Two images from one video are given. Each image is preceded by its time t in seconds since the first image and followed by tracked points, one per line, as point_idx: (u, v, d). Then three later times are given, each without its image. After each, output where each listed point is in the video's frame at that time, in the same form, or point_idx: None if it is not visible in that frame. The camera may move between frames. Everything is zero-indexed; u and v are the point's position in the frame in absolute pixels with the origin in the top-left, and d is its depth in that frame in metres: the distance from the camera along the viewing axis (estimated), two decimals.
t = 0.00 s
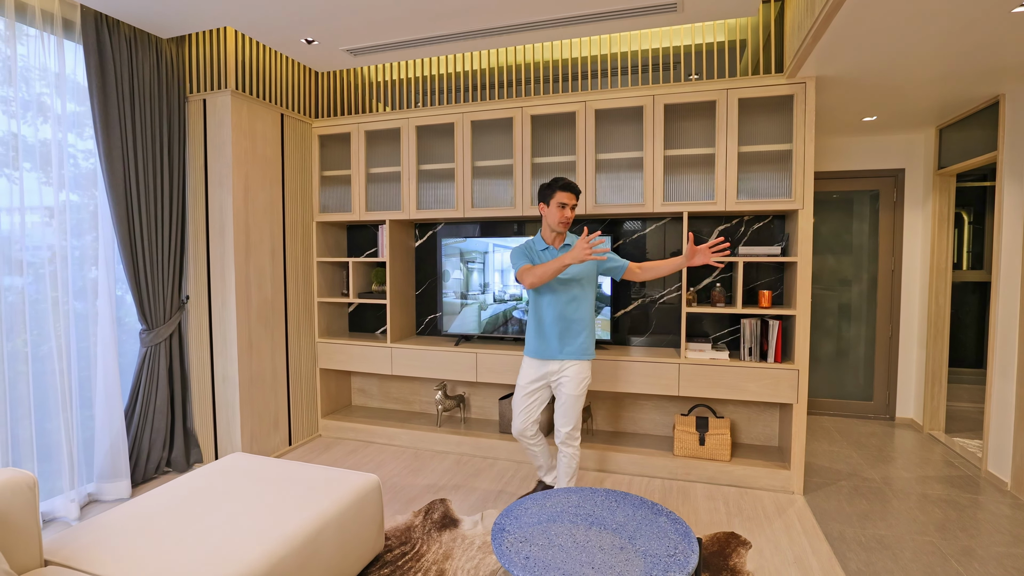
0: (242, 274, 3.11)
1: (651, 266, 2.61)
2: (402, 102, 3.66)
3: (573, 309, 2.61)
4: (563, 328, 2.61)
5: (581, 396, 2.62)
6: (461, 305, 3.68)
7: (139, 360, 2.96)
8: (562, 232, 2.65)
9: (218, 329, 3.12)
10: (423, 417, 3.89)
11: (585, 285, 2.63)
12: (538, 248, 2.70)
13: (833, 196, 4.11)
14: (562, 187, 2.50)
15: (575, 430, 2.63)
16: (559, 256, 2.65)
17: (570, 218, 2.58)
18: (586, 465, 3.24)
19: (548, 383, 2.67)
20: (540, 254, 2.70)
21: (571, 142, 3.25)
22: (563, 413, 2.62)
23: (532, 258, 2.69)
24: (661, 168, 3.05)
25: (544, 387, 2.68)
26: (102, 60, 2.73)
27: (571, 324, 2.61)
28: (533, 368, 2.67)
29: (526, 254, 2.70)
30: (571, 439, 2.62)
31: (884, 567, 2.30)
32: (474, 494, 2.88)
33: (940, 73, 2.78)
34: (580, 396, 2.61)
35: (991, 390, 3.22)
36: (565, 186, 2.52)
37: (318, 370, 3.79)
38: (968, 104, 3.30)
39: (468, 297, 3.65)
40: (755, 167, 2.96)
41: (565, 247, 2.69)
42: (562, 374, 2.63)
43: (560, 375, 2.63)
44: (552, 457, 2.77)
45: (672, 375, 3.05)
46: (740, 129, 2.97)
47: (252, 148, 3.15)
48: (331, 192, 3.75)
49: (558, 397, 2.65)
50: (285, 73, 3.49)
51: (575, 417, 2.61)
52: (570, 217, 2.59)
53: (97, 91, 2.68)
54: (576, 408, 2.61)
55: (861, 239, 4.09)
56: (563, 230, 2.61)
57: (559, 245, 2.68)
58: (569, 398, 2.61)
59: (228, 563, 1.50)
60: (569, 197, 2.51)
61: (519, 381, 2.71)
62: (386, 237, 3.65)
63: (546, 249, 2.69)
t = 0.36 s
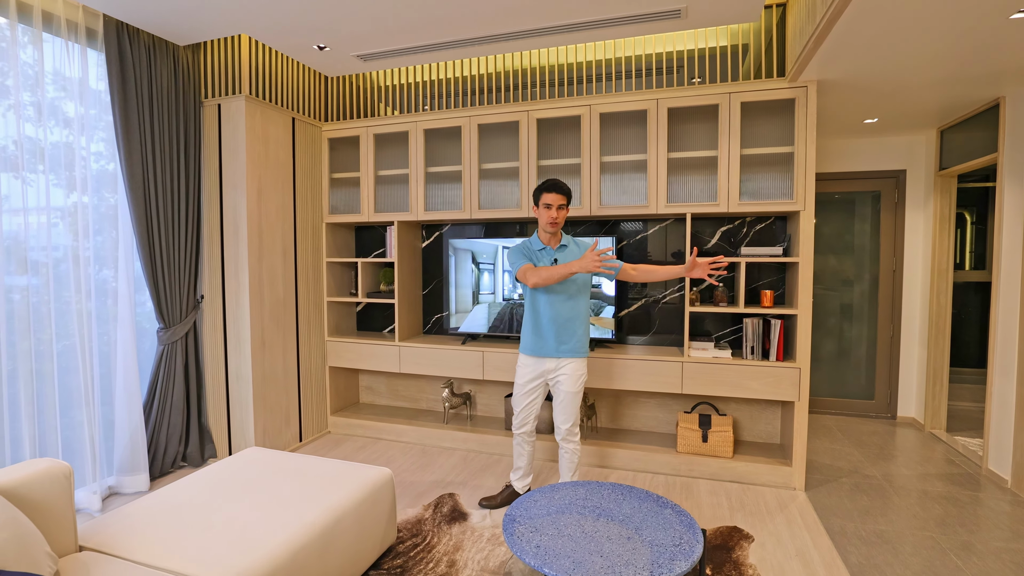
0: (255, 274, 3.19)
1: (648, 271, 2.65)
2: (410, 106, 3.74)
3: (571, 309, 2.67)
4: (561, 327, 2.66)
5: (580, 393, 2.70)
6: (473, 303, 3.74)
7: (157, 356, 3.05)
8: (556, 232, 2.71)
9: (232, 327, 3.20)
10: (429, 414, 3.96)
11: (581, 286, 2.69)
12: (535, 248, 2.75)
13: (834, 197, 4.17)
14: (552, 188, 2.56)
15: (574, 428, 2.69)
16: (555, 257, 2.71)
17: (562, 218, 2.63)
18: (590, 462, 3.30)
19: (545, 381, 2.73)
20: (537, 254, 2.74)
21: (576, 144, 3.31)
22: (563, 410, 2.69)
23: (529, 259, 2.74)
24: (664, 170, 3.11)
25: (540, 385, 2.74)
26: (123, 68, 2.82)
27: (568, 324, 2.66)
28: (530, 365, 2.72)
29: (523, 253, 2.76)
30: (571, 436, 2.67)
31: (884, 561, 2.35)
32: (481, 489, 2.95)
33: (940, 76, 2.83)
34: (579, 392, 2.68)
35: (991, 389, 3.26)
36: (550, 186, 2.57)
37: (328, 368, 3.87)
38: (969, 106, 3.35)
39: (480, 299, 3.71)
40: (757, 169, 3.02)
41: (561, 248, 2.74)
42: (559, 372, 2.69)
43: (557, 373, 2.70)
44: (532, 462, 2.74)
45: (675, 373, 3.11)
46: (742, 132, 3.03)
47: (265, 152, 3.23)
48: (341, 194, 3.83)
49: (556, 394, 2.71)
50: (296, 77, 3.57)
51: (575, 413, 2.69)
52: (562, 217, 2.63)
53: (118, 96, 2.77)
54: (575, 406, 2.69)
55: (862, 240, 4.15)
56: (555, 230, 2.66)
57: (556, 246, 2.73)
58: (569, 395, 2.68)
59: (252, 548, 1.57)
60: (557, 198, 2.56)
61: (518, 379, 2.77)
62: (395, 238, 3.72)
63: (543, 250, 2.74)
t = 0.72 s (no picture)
0: (270, 274, 3.26)
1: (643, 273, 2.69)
2: (420, 108, 3.80)
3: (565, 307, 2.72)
4: (556, 325, 2.71)
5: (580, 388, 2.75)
6: (486, 301, 3.80)
7: (175, 354, 3.12)
8: (552, 233, 2.76)
9: (247, 325, 3.27)
10: (438, 412, 4.03)
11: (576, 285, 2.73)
12: (532, 248, 2.80)
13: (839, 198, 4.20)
14: (544, 189, 2.61)
15: (577, 421, 2.75)
16: (551, 257, 2.76)
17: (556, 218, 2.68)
18: (597, 459, 3.36)
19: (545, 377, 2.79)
20: (534, 255, 2.79)
21: (584, 147, 3.37)
22: (564, 404, 2.74)
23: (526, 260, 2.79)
24: (671, 171, 3.15)
25: (540, 382, 2.80)
26: (143, 73, 2.90)
27: (562, 323, 2.72)
28: (528, 363, 2.78)
29: (520, 254, 2.81)
30: (575, 430, 2.72)
31: (888, 556, 2.39)
32: (491, 484, 3.01)
33: (945, 78, 2.87)
34: (579, 386, 2.73)
35: (996, 388, 3.29)
36: (542, 187, 2.63)
37: (339, 366, 3.94)
38: (974, 108, 3.38)
39: (492, 299, 3.77)
40: (762, 170, 3.06)
41: (556, 248, 2.78)
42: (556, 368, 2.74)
43: (555, 369, 2.75)
44: (540, 456, 2.80)
45: (682, 371, 3.15)
46: (747, 134, 3.08)
47: (279, 155, 3.31)
48: (351, 195, 3.90)
49: (557, 390, 2.77)
50: (309, 81, 3.64)
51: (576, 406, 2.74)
52: (556, 218, 2.68)
53: (138, 101, 2.85)
54: (576, 400, 2.74)
55: (867, 240, 4.18)
56: (550, 231, 2.71)
57: (551, 247, 2.78)
58: (568, 389, 2.73)
59: (276, 536, 1.64)
60: (550, 198, 2.61)
61: (519, 377, 2.83)
62: (405, 239, 3.78)
63: (539, 250, 2.79)
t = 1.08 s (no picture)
0: (284, 273, 3.32)
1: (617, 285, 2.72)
2: (431, 110, 3.86)
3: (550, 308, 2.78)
4: (539, 325, 2.79)
5: (571, 383, 2.79)
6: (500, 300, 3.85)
7: (192, 350, 3.19)
8: (543, 235, 2.81)
9: (262, 323, 3.34)
10: (448, 409, 4.07)
11: (563, 287, 2.79)
12: (524, 249, 2.90)
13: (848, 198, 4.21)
14: (531, 194, 2.69)
15: (571, 417, 2.78)
16: (539, 258, 2.82)
17: (545, 222, 2.74)
18: (605, 456, 3.39)
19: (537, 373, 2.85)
20: (526, 256, 2.88)
21: (593, 147, 3.41)
22: (555, 401, 2.78)
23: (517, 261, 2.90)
24: (680, 171, 3.18)
25: (535, 376, 2.87)
26: (163, 78, 2.98)
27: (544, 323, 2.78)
28: (521, 358, 2.88)
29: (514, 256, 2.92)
30: (570, 425, 2.76)
31: (896, 552, 2.42)
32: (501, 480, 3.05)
33: (955, 78, 2.88)
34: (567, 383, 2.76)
35: (1006, 387, 3.30)
36: (529, 192, 2.71)
37: (351, 364, 4.00)
38: (984, 107, 3.38)
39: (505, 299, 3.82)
40: (771, 170, 3.09)
41: (547, 249, 2.83)
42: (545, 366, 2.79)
43: (544, 366, 2.79)
44: (545, 450, 2.86)
45: (690, 369, 3.18)
46: (755, 134, 3.10)
47: (293, 156, 3.37)
48: (363, 196, 3.96)
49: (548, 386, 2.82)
50: (322, 84, 3.70)
51: (566, 403, 2.76)
52: (545, 221, 2.74)
53: (158, 104, 2.93)
54: (567, 396, 2.77)
55: (876, 239, 4.19)
56: (539, 233, 2.78)
57: (541, 248, 2.84)
58: (558, 386, 2.76)
59: (297, 526, 1.69)
60: (539, 203, 2.69)
61: (515, 373, 2.92)
62: (415, 238, 3.83)
63: (529, 252, 2.87)
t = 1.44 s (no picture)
0: (301, 272, 3.41)
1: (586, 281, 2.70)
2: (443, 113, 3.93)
3: (534, 305, 2.85)
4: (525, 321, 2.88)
5: (547, 377, 2.83)
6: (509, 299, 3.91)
7: (212, 348, 3.29)
8: (535, 236, 2.90)
9: (279, 321, 3.43)
10: (459, 407, 4.14)
11: (546, 286, 2.84)
12: (519, 248, 3.00)
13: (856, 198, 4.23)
14: (521, 199, 2.79)
15: (540, 409, 2.81)
16: (528, 257, 2.91)
17: (536, 225, 2.83)
18: (614, 453, 3.45)
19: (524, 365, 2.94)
20: (519, 255, 2.99)
21: (602, 149, 3.46)
22: (528, 391, 2.85)
23: (512, 258, 3.02)
24: (688, 172, 3.23)
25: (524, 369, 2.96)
26: (185, 84, 3.08)
27: (530, 320, 2.86)
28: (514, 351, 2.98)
29: (511, 253, 3.05)
30: (535, 417, 2.80)
31: (903, 548, 2.45)
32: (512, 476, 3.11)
33: (963, 79, 2.91)
34: (540, 377, 2.81)
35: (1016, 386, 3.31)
36: (521, 197, 2.80)
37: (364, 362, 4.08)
38: (992, 107, 3.40)
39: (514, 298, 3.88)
40: (778, 171, 3.13)
41: (537, 249, 2.90)
42: (528, 358, 2.88)
43: (528, 358, 2.88)
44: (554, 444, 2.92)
45: (698, 367, 3.23)
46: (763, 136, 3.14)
47: (309, 159, 3.45)
48: (376, 197, 4.04)
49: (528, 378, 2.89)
50: (337, 88, 3.79)
51: (536, 395, 2.81)
52: (536, 224, 2.83)
53: (180, 109, 3.02)
54: (539, 389, 2.81)
55: (884, 239, 4.20)
56: (530, 235, 2.87)
57: (532, 248, 2.92)
58: (532, 378, 2.82)
59: (318, 515, 1.76)
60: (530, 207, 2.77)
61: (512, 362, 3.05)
62: (427, 239, 3.91)
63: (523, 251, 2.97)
